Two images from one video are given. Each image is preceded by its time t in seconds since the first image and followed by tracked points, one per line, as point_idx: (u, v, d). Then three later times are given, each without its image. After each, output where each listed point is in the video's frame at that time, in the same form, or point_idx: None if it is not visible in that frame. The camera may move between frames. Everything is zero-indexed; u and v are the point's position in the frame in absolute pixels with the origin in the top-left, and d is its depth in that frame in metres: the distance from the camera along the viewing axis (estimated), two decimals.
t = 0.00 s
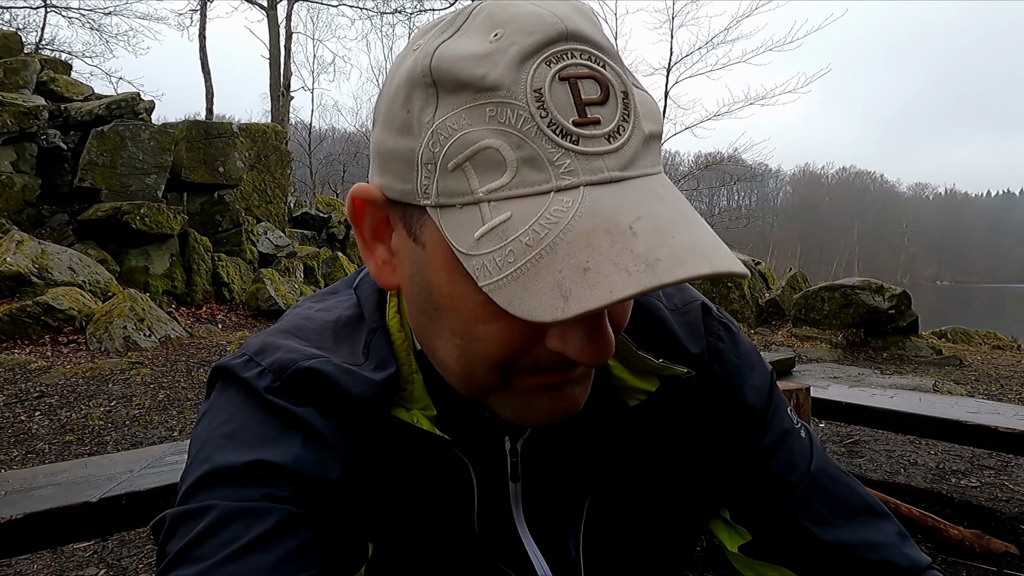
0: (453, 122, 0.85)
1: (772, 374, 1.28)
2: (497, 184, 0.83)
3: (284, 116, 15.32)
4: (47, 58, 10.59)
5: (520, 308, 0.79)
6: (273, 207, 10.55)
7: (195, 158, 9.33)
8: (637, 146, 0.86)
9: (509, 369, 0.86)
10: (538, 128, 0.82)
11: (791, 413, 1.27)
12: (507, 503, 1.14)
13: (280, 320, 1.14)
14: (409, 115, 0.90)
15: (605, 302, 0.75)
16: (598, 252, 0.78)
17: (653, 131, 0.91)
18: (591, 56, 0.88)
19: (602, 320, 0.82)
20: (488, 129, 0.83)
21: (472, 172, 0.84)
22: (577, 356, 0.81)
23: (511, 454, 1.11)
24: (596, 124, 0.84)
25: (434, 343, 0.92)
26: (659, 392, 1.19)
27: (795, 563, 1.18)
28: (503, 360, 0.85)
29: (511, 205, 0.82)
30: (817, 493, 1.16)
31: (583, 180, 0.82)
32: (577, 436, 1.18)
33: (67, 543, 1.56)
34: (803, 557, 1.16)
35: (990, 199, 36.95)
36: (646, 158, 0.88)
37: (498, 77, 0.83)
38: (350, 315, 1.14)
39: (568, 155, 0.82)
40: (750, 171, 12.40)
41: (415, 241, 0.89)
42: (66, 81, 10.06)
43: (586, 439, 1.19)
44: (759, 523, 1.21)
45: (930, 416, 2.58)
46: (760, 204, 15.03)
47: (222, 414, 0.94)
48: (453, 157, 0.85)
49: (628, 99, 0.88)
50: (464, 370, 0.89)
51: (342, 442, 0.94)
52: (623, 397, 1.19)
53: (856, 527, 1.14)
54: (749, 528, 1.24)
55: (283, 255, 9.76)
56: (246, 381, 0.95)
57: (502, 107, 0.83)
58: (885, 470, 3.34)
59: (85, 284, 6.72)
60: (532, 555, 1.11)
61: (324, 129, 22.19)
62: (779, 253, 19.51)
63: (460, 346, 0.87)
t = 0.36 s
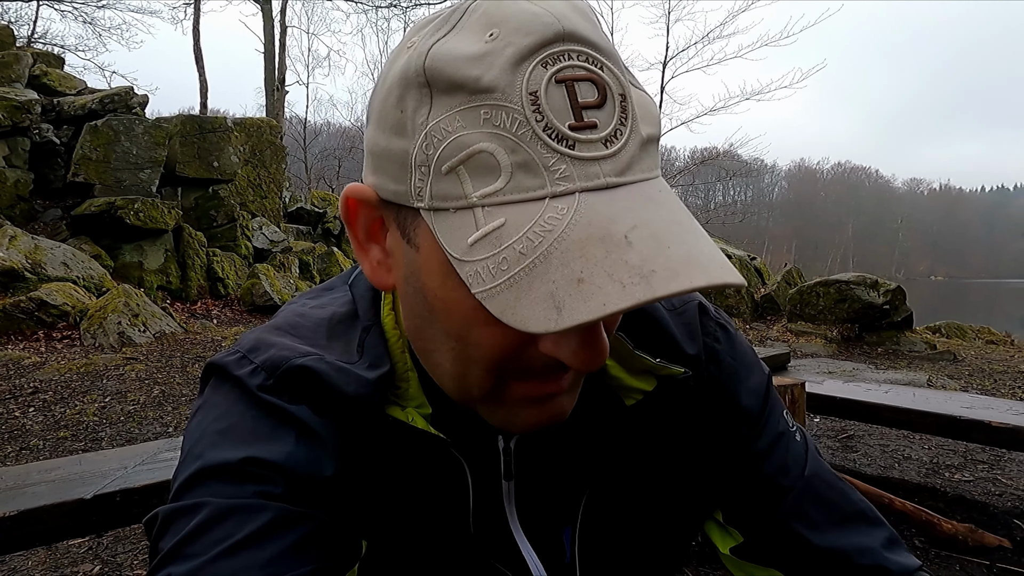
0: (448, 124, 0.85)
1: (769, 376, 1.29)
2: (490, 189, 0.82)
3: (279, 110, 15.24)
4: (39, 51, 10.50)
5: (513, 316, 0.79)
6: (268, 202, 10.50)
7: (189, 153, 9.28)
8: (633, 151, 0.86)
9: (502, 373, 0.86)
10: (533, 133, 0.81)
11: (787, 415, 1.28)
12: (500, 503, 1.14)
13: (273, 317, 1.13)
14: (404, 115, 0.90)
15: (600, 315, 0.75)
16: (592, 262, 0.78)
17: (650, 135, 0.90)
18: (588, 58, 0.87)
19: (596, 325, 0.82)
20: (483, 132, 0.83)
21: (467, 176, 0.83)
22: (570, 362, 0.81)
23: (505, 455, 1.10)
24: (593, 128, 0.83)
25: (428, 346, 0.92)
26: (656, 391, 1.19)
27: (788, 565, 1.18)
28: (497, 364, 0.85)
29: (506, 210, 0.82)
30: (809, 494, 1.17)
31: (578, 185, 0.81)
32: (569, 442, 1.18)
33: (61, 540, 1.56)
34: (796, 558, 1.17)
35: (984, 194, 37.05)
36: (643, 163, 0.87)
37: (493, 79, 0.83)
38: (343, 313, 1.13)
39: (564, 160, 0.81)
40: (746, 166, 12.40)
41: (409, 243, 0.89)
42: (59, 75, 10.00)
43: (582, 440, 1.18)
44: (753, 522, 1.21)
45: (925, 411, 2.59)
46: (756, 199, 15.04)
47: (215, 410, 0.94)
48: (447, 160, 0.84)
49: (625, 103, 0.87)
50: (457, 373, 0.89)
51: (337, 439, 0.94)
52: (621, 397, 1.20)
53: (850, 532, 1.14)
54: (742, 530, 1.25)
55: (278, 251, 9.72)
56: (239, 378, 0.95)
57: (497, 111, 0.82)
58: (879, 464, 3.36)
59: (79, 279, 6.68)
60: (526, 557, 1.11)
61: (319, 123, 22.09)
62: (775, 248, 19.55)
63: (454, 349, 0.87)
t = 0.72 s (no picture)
0: (441, 125, 0.85)
1: (767, 368, 1.28)
2: (485, 191, 0.82)
3: (285, 110, 15.28)
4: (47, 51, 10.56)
5: (509, 317, 0.78)
6: (274, 201, 10.52)
7: (195, 152, 9.31)
8: (627, 150, 0.86)
9: (498, 372, 0.86)
10: (527, 133, 0.81)
11: (787, 405, 1.27)
12: (498, 503, 1.13)
13: (271, 320, 1.13)
14: (397, 116, 0.90)
15: (596, 314, 0.74)
16: (587, 261, 0.78)
17: (644, 135, 0.90)
18: (581, 58, 0.87)
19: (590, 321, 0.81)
20: (477, 134, 0.82)
21: (462, 177, 0.83)
22: (566, 359, 0.81)
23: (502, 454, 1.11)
24: (586, 128, 0.83)
25: (423, 347, 0.92)
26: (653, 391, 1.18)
27: (796, 558, 1.17)
28: (492, 364, 0.85)
29: (500, 211, 0.81)
30: (812, 486, 1.16)
31: (573, 185, 0.81)
32: (568, 439, 1.19)
33: (68, 539, 1.57)
34: (802, 551, 1.16)
35: (993, 193, 36.83)
36: (637, 163, 0.87)
37: (486, 81, 0.83)
38: (340, 316, 1.13)
39: (558, 160, 0.81)
40: (752, 165, 12.36)
41: (403, 244, 0.89)
42: (66, 75, 10.05)
43: (582, 441, 1.20)
44: (758, 518, 1.20)
45: (932, 412, 2.58)
46: (762, 198, 14.98)
47: (213, 414, 0.94)
48: (442, 161, 0.84)
49: (618, 103, 0.87)
50: (453, 372, 0.89)
51: (334, 441, 0.94)
52: (616, 396, 1.19)
53: (858, 522, 1.13)
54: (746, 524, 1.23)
55: (284, 250, 9.75)
56: (236, 382, 0.95)
57: (490, 112, 0.82)
58: (885, 465, 3.34)
59: (86, 278, 6.71)
60: (524, 556, 1.11)
61: (325, 123, 22.13)
62: (781, 247, 19.47)
63: (450, 349, 0.87)
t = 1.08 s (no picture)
0: (447, 126, 0.85)
1: (768, 365, 1.29)
2: (491, 190, 0.82)
3: (284, 109, 15.26)
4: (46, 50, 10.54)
5: (514, 317, 0.78)
6: (273, 200, 10.52)
7: (194, 151, 9.30)
8: (631, 152, 0.86)
9: (500, 371, 0.86)
10: (532, 134, 0.81)
11: (788, 403, 1.27)
12: (502, 504, 1.14)
13: (274, 324, 1.13)
14: (402, 117, 0.90)
15: (601, 313, 0.74)
16: (592, 261, 0.78)
17: (647, 137, 0.90)
18: (585, 60, 0.87)
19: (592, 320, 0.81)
20: (482, 134, 0.82)
21: (467, 178, 0.83)
22: (567, 359, 0.81)
23: (505, 457, 1.11)
24: (591, 130, 0.83)
25: (427, 346, 0.92)
26: (655, 393, 1.19)
27: (795, 558, 1.17)
28: (495, 363, 0.85)
29: (506, 211, 0.81)
30: (808, 483, 1.16)
31: (578, 186, 0.81)
32: (568, 439, 1.20)
33: (70, 540, 1.57)
34: (802, 549, 1.16)
35: (991, 192, 36.86)
36: (641, 165, 0.87)
37: (492, 81, 0.83)
38: (344, 320, 1.14)
39: (562, 161, 0.81)
40: (751, 164, 12.36)
41: (406, 245, 0.89)
42: (65, 74, 10.04)
43: (579, 439, 1.20)
44: (752, 513, 1.21)
45: (932, 412, 2.58)
46: (761, 197, 14.99)
47: (217, 420, 0.94)
48: (447, 162, 0.84)
49: (622, 104, 0.87)
50: (457, 373, 0.89)
51: (338, 444, 0.94)
52: (619, 398, 1.19)
53: (855, 521, 1.12)
54: (744, 523, 1.24)
55: (283, 249, 9.74)
56: (241, 387, 0.95)
57: (496, 112, 0.82)
58: (886, 465, 3.35)
59: (85, 278, 6.71)
60: (527, 557, 1.12)
61: (324, 122, 22.11)
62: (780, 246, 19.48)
63: (453, 349, 0.87)
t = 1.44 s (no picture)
0: (436, 119, 0.84)
1: (765, 362, 1.29)
2: (479, 182, 0.82)
3: (281, 106, 15.22)
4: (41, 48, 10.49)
5: (501, 308, 0.78)
6: (270, 198, 10.49)
7: (190, 149, 9.27)
8: (620, 142, 0.86)
9: (493, 368, 0.86)
10: (520, 124, 0.81)
11: (786, 401, 1.27)
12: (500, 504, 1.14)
13: (270, 323, 1.13)
14: (392, 111, 0.89)
15: (587, 301, 0.74)
16: (578, 250, 0.77)
17: (637, 128, 0.90)
18: (573, 51, 0.87)
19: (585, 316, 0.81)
20: (469, 126, 0.82)
21: (454, 169, 0.83)
22: (560, 354, 0.81)
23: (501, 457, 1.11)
24: (579, 120, 0.83)
25: (420, 343, 0.92)
26: (652, 391, 1.19)
27: (791, 558, 1.17)
28: (488, 360, 0.84)
29: (493, 202, 0.81)
30: (801, 480, 1.16)
31: (566, 176, 0.81)
32: (567, 438, 1.19)
33: (67, 539, 1.56)
34: (796, 547, 1.15)
35: (987, 190, 36.96)
36: (630, 156, 0.87)
37: (478, 73, 0.83)
38: (341, 319, 1.13)
39: (550, 151, 0.81)
40: (748, 162, 12.37)
41: (399, 240, 0.89)
42: (60, 71, 9.99)
43: (578, 438, 1.19)
44: (745, 503, 1.22)
45: (929, 410, 2.59)
46: (758, 195, 15.01)
47: (213, 419, 0.94)
48: (435, 154, 0.84)
49: (611, 95, 0.87)
50: (450, 369, 0.89)
51: (333, 443, 0.94)
52: (616, 398, 1.19)
53: (847, 519, 1.13)
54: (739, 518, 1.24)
55: (280, 247, 9.72)
56: (236, 386, 0.95)
57: (484, 103, 0.82)
58: (882, 462, 3.36)
59: (81, 276, 6.69)
60: (524, 556, 1.11)
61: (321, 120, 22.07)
62: (776, 244, 19.52)
63: (445, 345, 0.86)
